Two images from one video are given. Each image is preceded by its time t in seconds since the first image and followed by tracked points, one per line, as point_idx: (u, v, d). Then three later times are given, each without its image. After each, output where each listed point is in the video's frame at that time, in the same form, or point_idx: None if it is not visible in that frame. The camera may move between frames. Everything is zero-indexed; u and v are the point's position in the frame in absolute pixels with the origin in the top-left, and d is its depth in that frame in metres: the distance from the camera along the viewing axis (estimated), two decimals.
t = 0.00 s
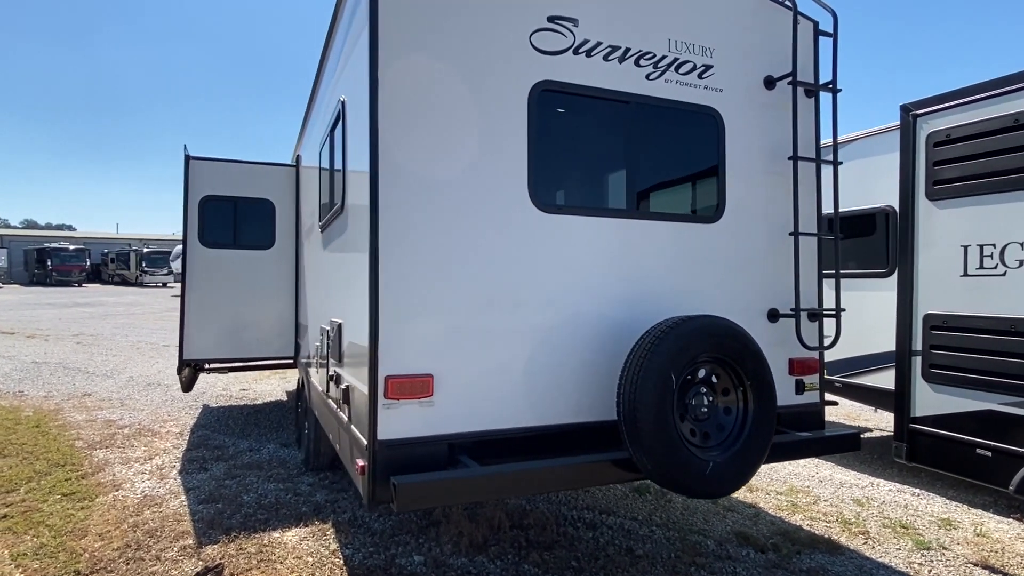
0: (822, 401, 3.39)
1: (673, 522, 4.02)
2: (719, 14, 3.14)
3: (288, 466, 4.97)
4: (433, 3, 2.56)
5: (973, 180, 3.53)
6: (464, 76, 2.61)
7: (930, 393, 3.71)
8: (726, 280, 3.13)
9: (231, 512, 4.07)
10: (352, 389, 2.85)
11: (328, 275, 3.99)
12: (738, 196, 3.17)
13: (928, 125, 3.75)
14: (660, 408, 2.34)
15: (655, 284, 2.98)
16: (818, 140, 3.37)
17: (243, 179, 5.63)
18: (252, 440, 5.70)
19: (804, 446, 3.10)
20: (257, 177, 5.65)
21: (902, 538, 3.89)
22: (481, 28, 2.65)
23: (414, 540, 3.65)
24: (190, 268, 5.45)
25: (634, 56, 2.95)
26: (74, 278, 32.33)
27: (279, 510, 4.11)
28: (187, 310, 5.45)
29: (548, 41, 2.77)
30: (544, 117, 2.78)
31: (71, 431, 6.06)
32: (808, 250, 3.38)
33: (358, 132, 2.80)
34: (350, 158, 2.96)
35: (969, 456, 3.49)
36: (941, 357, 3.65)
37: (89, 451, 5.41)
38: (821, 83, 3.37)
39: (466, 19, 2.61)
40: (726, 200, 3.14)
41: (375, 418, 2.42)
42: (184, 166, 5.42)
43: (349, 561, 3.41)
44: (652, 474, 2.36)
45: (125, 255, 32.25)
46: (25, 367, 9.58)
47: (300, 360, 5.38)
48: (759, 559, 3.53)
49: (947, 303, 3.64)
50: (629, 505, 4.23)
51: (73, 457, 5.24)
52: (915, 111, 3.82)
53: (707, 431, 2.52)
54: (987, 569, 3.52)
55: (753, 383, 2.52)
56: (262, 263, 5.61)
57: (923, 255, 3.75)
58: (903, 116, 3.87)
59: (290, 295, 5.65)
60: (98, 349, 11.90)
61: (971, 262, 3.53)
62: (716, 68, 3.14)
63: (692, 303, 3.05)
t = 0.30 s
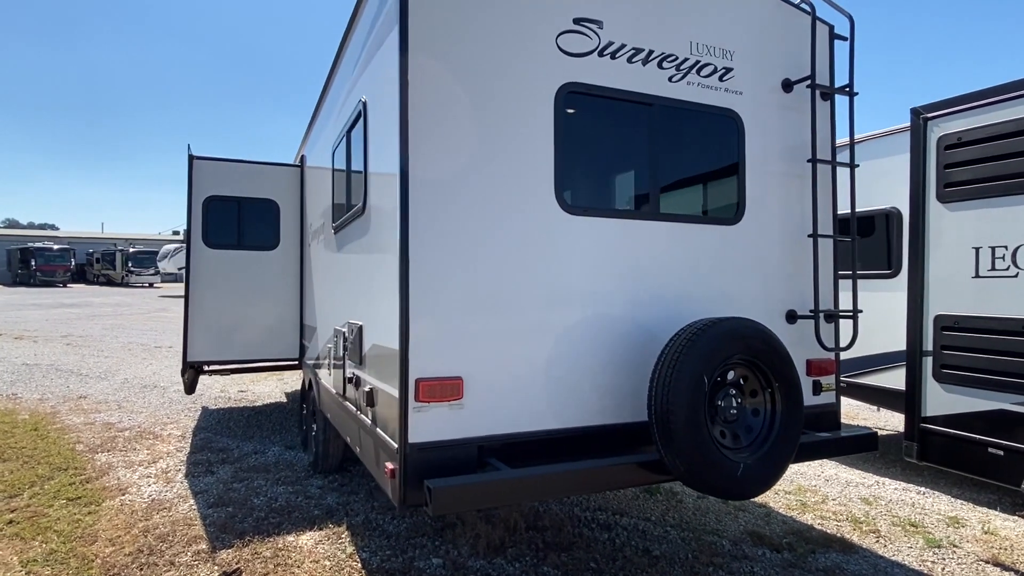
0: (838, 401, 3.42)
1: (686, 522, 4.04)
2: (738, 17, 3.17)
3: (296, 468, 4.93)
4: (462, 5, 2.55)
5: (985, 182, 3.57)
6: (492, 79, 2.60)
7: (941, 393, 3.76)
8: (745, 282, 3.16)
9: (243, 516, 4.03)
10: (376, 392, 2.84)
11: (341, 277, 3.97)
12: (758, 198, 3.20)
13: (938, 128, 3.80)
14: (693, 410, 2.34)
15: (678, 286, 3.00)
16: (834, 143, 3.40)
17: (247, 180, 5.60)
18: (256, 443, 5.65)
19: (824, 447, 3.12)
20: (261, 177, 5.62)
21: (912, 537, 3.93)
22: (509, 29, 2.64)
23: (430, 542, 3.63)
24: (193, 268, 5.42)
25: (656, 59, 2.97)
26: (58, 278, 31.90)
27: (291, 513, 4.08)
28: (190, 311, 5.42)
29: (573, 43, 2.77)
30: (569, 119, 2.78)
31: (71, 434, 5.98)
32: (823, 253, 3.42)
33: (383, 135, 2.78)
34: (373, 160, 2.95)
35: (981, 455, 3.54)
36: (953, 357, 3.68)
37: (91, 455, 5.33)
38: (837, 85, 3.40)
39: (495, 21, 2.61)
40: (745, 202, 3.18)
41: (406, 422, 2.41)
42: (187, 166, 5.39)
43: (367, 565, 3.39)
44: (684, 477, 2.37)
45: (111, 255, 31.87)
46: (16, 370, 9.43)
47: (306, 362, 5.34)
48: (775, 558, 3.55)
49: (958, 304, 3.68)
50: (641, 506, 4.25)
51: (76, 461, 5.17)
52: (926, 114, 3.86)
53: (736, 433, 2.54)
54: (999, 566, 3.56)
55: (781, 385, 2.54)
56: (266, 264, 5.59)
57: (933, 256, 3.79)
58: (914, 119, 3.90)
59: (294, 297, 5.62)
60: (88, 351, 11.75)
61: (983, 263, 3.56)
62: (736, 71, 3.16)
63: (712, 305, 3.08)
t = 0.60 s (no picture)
0: (847, 402, 3.46)
1: (693, 522, 4.06)
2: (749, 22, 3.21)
3: (298, 472, 4.89)
4: (484, 7, 2.55)
5: (989, 185, 3.62)
6: (513, 82, 2.60)
7: (944, 392, 3.82)
8: (756, 284, 3.20)
9: (249, 520, 3.99)
10: (393, 395, 2.83)
11: (348, 279, 3.95)
12: (769, 200, 3.26)
13: (942, 131, 3.85)
14: (719, 412, 2.36)
15: (693, 287, 3.03)
16: (842, 147, 3.45)
17: (248, 180, 5.56)
18: (256, 446, 5.60)
19: (839, 447, 3.18)
20: (261, 177, 5.58)
21: (916, 534, 3.99)
22: (530, 31, 2.64)
23: (441, 545, 3.62)
24: (193, 269, 5.39)
25: (673, 62, 2.98)
26: (37, 279, 31.36)
27: (298, 517, 4.05)
28: (190, 314, 5.40)
29: (593, 46, 2.78)
30: (589, 122, 2.78)
31: (64, 438, 5.88)
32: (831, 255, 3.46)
33: (401, 138, 2.77)
34: (390, 162, 2.93)
35: (984, 453, 3.60)
36: (957, 357, 3.74)
37: (87, 460, 5.25)
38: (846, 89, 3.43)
39: (516, 23, 2.61)
40: (758, 204, 3.22)
41: (430, 426, 2.40)
42: (186, 166, 5.34)
43: (379, 569, 3.37)
44: (709, 478, 2.38)
45: (91, 255, 31.38)
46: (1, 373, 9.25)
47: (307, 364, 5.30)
48: (785, 557, 3.59)
49: (961, 305, 3.74)
50: (648, 506, 4.27)
51: (72, 465, 5.08)
52: (929, 118, 3.91)
53: (757, 434, 2.56)
54: (1003, 562, 3.62)
55: (802, 386, 2.56)
56: (266, 265, 5.55)
57: (936, 258, 3.85)
58: (917, 123, 3.95)
59: (294, 298, 5.59)
60: (74, 353, 11.56)
61: (987, 265, 3.62)
62: (749, 74, 3.20)
63: (726, 306, 3.11)
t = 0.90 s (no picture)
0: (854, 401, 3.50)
1: (699, 521, 4.08)
2: (760, 25, 3.24)
3: (298, 476, 4.83)
4: (505, 8, 2.53)
5: (990, 188, 3.68)
6: (534, 84, 2.59)
7: (946, 391, 3.88)
8: (766, 286, 3.24)
9: (253, 525, 3.92)
10: (410, 398, 2.80)
11: (353, 280, 3.90)
12: (779, 202, 3.28)
13: (943, 135, 3.91)
14: (744, 414, 2.36)
15: (706, 289, 3.04)
16: (849, 149, 3.48)
17: (244, 180, 5.50)
18: (252, 450, 5.52)
19: (850, 447, 3.22)
20: (258, 177, 5.51)
21: (917, 532, 4.04)
22: (549, 32, 2.63)
23: (451, 548, 3.60)
24: (188, 271, 5.31)
25: (687, 64, 2.99)
26: (11, 279, 30.67)
27: (302, 522, 4.00)
28: (185, 317, 5.32)
29: (611, 48, 2.78)
30: (608, 123, 2.78)
31: (53, 443, 5.74)
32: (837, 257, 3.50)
33: (419, 138, 2.75)
34: (405, 163, 2.91)
35: (986, 452, 3.66)
36: (958, 357, 3.80)
37: (79, 465, 5.13)
38: (854, 93, 3.46)
39: (535, 24, 2.59)
40: (769, 206, 3.25)
41: (454, 429, 2.38)
42: (181, 166, 5.25)
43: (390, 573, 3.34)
44: (734, 480, 2.38)
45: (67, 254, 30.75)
46: None
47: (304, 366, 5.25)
48: (793, 556, 3.62)
49: (962, 305, 3.80)
50: (653, 507, 4.27)
51: (64, 471, 4.97)
52: (930, 121, 3.97)
53: (777, 435, 2.57)
54: (1004, 558, 3.69)
55: (821, 388, 2.58)
56: (262, 266, 5.48)
57: (938, 260, 3.90)
58: (918, 126, 4.01)
59: (290, 299, 5.53)
60: (53, 355, 11.31)
61: (988, 266, 3.68)
62: (760, 77, 3.22)
63: (737, 307, 3.13)
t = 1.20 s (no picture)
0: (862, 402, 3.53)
1: (705, 523, 4.08)
2: (771, 29, 3.25)
3: (297, 481, 4.75)
4: (527, 8, 2.51)
5: (991, 191, 3.74)
6: (555, 86, 2.57)
7: (947, 392, 3.93)
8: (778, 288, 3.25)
9: (255, 533, 3.85)
10: (427, 403, 2.76)
11: (357, 282, 3.84)
12: (790, 205, 3.30)
13: (944, 139, 3.96)
14: (770, 418, 2.36)
15: (722, 291, 3.05)
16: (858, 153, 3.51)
17: (239, 180, 5.40)
18: (247, 455, 5.42)
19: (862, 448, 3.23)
20: (253, 176, 5.42)
21: (919, 530, 4.09)
22: (570, 33, 2.61)
23: (461, 554, 3.56)
24: (182, 273, 5.20)
25: (703, 66, 2.98)
26: None
27: (306, 528, 3.93)
28: (179, 321, 5.21)
29: (630, 50, 2.76)
30: (627, 126, 2.76)
31: (39, 450, 5.59)
32: (844, 260, 3.52)
33: (436, 140, 2.71)
34: (420, 165, 2.86)
35: (988, 451, 3.71)
36: (960, 357, 3.85)
37: (69, 472, 5.00)
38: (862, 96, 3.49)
39: (557, 25, 2.57)
40: (781, 209, 3.26)
41: (479, 435, 2.35)
42: (174, 165, 5.14)
43: None
44: (759, 484, 2.38)
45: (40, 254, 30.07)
46: None
47: (302, 369, 5.17)
48: (801, 557, 3.64)
49: (964, 307, 3.85)
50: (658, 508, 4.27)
51: (54, 479, 4.83)
52: (931, 125, 4.02)
53: (798, 438, 2.58)
54: (1005, 556, 3.75)
55: (841, 391, 2.59)
56: (257, 267, 5.38)
57: (939, 262, 3.95)
58: (919, 130, 4.05)
59: (286, 301, 5.43)
60: (31, 358, 11.03)
61: (990, 268, 3.73)
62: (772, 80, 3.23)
63: (751, 310, 3.14)
